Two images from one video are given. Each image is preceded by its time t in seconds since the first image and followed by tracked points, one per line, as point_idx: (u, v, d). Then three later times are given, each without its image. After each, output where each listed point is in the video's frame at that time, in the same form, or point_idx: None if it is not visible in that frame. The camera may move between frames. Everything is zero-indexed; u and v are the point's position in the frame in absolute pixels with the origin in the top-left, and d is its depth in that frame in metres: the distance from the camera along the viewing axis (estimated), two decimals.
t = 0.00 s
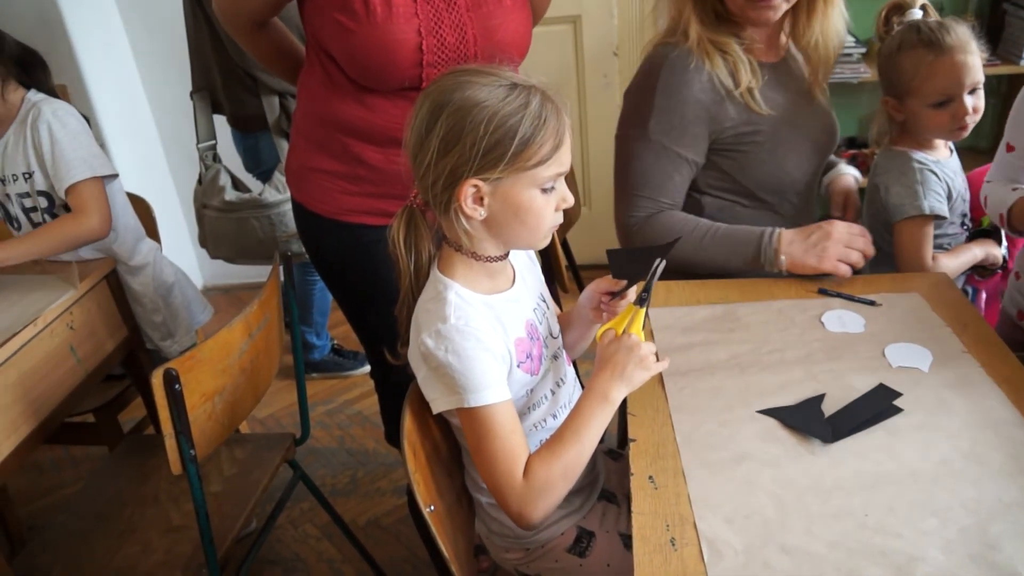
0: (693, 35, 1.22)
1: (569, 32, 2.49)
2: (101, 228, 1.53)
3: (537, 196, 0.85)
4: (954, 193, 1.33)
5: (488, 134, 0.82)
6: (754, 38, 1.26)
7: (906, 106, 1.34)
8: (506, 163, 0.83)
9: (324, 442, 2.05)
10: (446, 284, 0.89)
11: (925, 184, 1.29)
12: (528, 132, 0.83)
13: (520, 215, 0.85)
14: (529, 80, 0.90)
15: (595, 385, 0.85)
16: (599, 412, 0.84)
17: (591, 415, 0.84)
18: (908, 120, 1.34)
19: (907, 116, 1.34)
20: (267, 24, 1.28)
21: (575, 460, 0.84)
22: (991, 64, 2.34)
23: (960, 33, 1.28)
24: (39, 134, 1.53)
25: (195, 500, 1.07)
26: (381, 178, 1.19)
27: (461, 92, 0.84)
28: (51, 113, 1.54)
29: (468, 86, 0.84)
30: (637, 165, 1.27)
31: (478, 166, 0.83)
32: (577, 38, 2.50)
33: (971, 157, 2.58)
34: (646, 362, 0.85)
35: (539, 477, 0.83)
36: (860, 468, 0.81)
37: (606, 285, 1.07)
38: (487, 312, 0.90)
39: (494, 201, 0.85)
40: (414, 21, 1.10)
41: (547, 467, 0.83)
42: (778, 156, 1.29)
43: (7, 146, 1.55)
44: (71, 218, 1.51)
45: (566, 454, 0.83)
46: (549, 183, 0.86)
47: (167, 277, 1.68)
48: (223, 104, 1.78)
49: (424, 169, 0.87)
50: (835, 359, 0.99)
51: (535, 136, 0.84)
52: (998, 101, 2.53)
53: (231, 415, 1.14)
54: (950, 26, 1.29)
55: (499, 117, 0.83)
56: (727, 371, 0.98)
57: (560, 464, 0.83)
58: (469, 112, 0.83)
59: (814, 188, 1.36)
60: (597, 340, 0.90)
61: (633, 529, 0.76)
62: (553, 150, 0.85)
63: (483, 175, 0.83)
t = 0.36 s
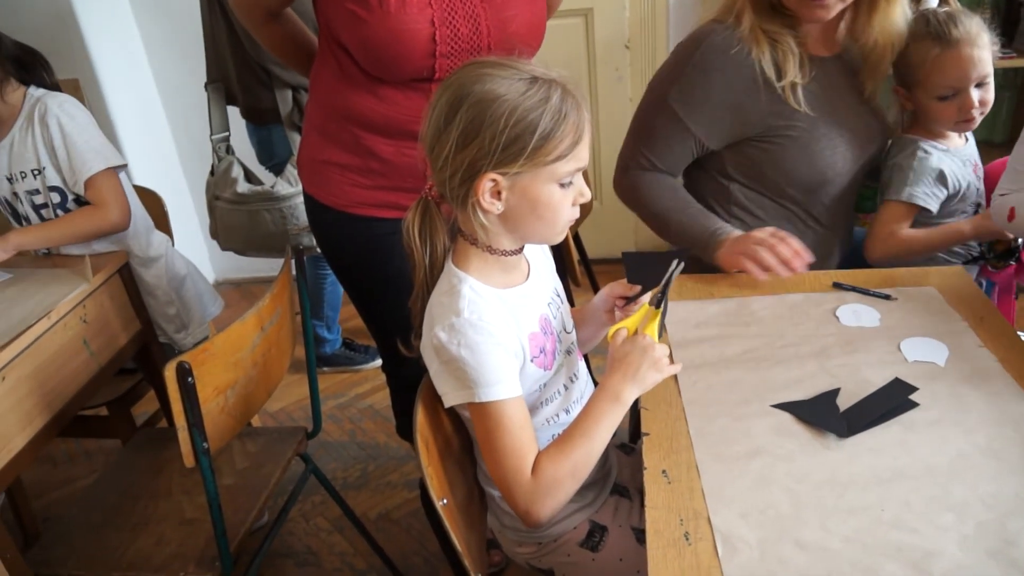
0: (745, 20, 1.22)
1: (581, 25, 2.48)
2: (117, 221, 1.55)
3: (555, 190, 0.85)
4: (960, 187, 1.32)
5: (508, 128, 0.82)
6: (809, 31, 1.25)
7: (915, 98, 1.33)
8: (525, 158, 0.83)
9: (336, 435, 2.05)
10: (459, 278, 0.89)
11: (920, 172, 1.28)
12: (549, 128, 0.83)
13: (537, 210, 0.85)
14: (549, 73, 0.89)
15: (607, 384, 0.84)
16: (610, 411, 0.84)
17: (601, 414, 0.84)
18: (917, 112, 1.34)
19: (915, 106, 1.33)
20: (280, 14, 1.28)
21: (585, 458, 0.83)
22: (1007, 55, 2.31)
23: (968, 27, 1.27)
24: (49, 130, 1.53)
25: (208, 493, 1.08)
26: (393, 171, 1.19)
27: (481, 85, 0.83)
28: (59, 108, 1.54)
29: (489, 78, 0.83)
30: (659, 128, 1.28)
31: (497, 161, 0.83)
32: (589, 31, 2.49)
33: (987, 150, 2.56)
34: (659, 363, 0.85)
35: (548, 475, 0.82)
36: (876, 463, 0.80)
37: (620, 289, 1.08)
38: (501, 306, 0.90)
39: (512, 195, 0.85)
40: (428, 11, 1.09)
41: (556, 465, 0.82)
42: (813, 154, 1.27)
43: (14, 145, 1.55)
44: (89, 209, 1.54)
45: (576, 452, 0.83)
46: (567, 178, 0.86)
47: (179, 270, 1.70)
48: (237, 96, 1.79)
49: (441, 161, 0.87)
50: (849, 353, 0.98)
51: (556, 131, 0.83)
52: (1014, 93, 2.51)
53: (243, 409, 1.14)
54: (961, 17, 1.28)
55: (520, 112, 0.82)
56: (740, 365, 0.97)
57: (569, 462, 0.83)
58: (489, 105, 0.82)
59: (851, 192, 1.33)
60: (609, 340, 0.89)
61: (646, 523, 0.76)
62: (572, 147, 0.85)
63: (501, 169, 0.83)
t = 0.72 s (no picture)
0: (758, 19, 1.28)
1: (591, 21, 2.47)
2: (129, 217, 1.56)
3: (571, 190, 0.85)
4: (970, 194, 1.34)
5: (526, 126, 0.82)
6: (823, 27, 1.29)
7: (928, 93, 1.31)
8: (543, 157, 0.82)
9: (345, 431, 2.05)
10: (471, 275, 0.89)
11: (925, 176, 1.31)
12: (567, 127, 0.82)
13: (552, 209, 0.85)
14: (567, 71, 0.88)
15: (616, 385, 0.84)
16: (617, 413, 0.83)
17: (609, 416, 0.83)
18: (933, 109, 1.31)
19: (930, 103, 1.31)
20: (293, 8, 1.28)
21: (591, 459, 0.83)
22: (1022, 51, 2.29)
23: (991, 25, 1.25)
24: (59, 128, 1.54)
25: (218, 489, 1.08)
26: (403, 168, 1.19)
27: (498, 83, 0.82)
28: (68, 106, 1.55)
29: (507, 76, 0.83)
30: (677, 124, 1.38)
31: (514, 159, 0.83)
32: (599, 27, 2.48)
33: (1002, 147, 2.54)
34: (668, 367, 0.85)
35: (554, 474, 0.82)
36: (887, 461, 0.80)
37: (631, 292, 1.07)
38: (513, 305, 0.89)
39: (528, 194, 0.84)
40: (439, 7, 1.09)
41: (562, 464, 0.82)
42: (819, 148, 1.32)
43: (22, 142, 1.56)
44: (100, 209, 1.54)
45: (582, 452, 0.82)
46: (583, 178, 0.86)
47: (189, 266, 1.71)
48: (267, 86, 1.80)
49: (457, 158, 0.87)
50: (861, 352, 0.98)
51: (573, 130, 0.83)
52: None
53: (253, 405, 1.14)
54: (986, 17, 1.27)
55: (537, 111, 0.82)
56: (751, 362, 0.97)
57: (575, 462, 0.82)
58: (507, 104, 0.82)
59: (863, 185, 1.37)
60: (620, 341, 0.88)
61: (656, 521, 0.76)
62: (589, 147, 0.84)
63: (518, 168, 0.83)
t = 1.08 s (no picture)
0: (715, 22, 1.30)
1: (595, 16, 2.47)
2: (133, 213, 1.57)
3: (581, 186, 0.85)
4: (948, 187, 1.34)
5: (536, 123, 0.81)
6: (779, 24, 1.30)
7: (914, 84, 1.34)
8: (552, 154, 0.82)
9: (350, 427, 2.06)
10: (478, 271, 0.89)
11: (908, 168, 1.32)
12: (577, 124, 0.82)
13: (561, 205, 0.85)
14: (579, 66, 0.88)
15: (618, 384, 0.84)
16: (620, 412, 0.83)
17: (611, 415, 0.83)
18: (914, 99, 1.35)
19: (914, 94, 1.35)
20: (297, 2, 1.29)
21: (593, 456, 0.83)
22: None
23: (980, 21, 1.26)
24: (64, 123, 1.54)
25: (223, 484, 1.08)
26: (409, 164, 1.19)
27: (510, 79, 0.82)
28: (73, 101, 1.55)
29: (518, 72, 0.82)
30: (649, 137, 1.37)
31: (524, 156, 0.83)
32: (603, 22, 2.48)
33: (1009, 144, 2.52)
34: (671, 369, 0.85)
35: (555, 471, 0.82)
36: (893, 457, 0.80)
37: (637, 294, 1.07)
38: (518, 301, 0.89)
39: (537, 190, 0.84)
40: (444, 2, 1.08)
41: (563, 461, 0.82)
42: (792, 145, 1.30)
43: (27, 138, 1.56)
44: (105, 204, 1.55)
45: (584, 449, 0.82)
46: (593, 174, 0.86)
47: (193, 261, 1.71)
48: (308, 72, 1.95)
49: (467, 153, 0.87)
50: (867, 347, 0.97)
51: (584, 126, 0.83)
52: None
53: (258, 400, 1.14)
54: (973, 11, 1.28)
55: (548, 107, 0.81)
56: (756, 358, 0.97)
57: (576, 460, 0.82)
58: (518, 99, 0.81)
59: (843, 181, 1.35)
60: (626, 339, 0.89)
61: (661, 516, 0.76)
62: (599, 144, 0.84)
63: (527, 165, 0.83)
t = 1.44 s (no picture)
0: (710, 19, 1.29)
1: (596, 13, 2.47)
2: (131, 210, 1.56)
3: (581, 185, 0.85)
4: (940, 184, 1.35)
5: (536, 122, 0.81)
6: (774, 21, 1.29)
7: (906, 85, 1.34)
8: (552, 153, 0.82)
9: (350, 424, 2.06)
10: (478, 268, 0.89)
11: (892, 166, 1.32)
12: (577, 122, 0.82)
13: (561, 204, 0.85)
14: (580, 65, 0.88)
15: (614, 384, 0.84)
16: (616, 412, 0.84)
17: (607, 415, 0.83)
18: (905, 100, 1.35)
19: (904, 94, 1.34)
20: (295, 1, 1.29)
21: (588, 455, 0.83)
22: None
23: (976, 28, 1.26)
24: (63, 120, 1.54)
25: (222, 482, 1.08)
26: (407, 162, 1.19)
27: (510, 77, 0.82)
28: (72, 98, 1.55)
29: (518, 70, 0.82)
30: (649, 138, 1.36)
31: (524, 154, 0.83)
32: (603, 20, 2.47)
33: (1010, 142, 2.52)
34: (668, 371, 0.85)
35: (550, 470, 0.82)
36: (891, 454, 0.80)
37: (637, 296, 1.07)
38: (517, 300, 0.89)
39: (537, 189, 0.84)
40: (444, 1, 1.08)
41: (558, 459, 0.82)
42: (790, 141, 1.30)
43: (26, 135, 1.56)
44: (105, 201, 1.55)
45: (579, 448, 0.82)
46: (593, 173, 0.86)
47: (192, 259, 1.71)
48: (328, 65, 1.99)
49: (467, 151, 0.87)
50: (865, 344, 0.97)
51: (584, 125, 0.83)
52: None
53: (256, 397, 1.14)
54: (971, 16, 1.27)
55: (550, 105, 0.81)
56: (755, 355, 0.97)
57: (570, 458, 0.82)
58: (519, 97, 0.81)
59: (841, 175, 1.36)
60: (625, 337, 0.89)
61: (659, 514, 0.76)
62: (599, 143, 0.84)
63: (527, 163, 0.83)
